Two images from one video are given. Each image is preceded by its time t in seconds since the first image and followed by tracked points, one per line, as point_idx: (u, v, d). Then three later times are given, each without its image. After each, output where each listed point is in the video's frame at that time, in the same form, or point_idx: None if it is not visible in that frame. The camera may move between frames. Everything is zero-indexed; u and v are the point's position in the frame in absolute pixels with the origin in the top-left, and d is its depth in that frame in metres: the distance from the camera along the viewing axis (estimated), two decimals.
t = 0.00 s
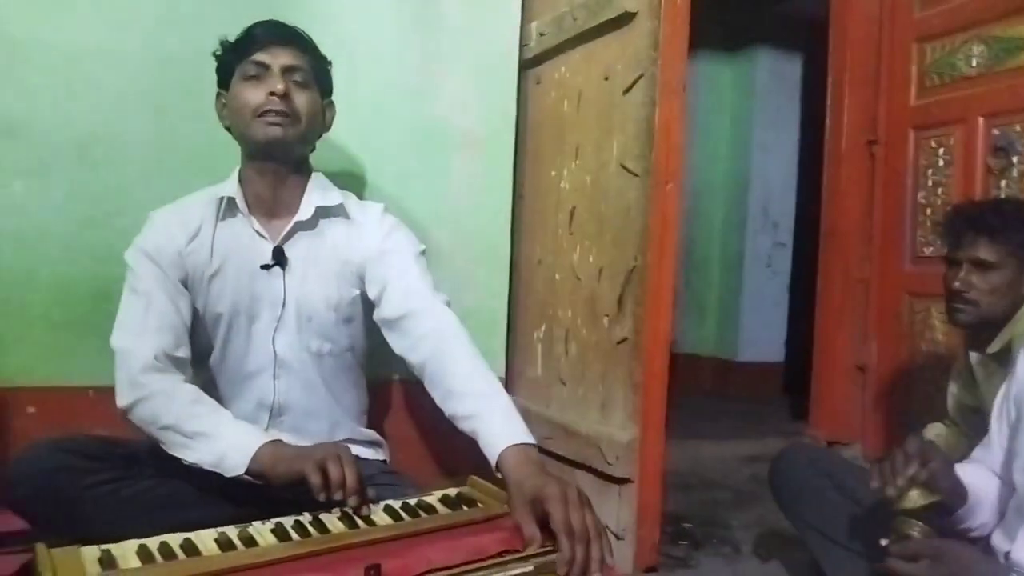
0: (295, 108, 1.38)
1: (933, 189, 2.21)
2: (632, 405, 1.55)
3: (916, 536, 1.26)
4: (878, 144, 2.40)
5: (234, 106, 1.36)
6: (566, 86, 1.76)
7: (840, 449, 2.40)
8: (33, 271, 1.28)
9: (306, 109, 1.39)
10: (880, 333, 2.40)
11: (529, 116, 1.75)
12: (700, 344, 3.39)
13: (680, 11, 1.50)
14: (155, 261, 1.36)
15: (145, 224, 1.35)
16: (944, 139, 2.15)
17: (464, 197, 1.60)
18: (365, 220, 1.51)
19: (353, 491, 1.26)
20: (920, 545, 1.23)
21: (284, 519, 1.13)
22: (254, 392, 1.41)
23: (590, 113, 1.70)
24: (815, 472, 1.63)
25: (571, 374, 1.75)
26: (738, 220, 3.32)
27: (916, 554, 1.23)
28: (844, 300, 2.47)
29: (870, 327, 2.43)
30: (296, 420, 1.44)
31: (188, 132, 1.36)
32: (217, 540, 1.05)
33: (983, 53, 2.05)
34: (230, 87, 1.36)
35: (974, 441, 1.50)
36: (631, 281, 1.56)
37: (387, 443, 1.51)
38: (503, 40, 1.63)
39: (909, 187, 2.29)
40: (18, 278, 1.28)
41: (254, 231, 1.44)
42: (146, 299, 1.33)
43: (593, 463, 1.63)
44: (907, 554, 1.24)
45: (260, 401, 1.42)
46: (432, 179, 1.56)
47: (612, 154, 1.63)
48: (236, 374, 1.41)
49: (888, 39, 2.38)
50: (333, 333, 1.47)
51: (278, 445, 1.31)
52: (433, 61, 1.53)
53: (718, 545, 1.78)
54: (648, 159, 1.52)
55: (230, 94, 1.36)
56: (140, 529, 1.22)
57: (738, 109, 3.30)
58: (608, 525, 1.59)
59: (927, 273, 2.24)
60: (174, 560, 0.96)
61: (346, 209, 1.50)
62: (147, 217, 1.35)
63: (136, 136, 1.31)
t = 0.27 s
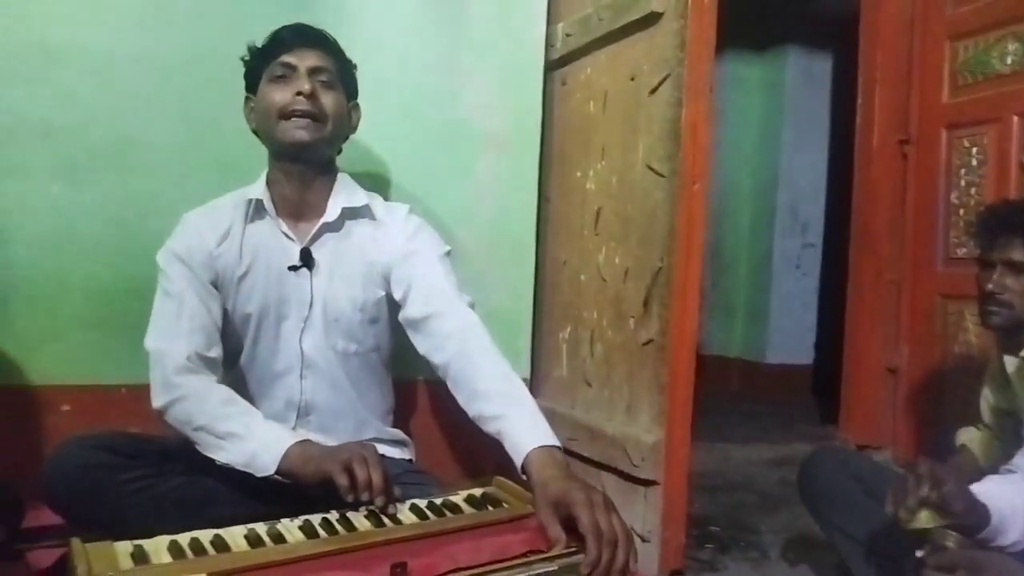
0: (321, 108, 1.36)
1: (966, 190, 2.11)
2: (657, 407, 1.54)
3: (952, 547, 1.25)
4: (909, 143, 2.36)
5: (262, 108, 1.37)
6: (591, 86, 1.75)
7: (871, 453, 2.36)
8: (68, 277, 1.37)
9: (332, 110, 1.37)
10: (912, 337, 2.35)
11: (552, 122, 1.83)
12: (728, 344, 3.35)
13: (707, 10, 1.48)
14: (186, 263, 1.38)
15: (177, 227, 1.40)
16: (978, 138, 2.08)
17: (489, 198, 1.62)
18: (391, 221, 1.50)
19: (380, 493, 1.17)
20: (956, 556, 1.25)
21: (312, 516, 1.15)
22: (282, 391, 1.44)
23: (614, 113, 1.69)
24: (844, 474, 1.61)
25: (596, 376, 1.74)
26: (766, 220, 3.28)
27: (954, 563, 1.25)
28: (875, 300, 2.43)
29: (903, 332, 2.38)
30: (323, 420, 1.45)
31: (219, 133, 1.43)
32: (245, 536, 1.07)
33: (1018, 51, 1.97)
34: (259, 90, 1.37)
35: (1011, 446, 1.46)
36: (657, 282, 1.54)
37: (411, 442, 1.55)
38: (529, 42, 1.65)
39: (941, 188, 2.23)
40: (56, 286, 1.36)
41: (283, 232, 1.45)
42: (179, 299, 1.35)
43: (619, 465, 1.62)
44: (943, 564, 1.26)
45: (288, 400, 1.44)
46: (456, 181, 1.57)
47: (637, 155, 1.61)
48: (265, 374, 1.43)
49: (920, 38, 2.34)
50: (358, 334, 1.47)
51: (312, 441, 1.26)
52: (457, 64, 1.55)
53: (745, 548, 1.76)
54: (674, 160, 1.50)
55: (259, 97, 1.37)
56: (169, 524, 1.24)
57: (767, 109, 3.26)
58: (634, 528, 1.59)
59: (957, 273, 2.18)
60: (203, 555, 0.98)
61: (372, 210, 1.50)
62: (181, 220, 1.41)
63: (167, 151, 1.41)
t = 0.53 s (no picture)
0: (344, 110, 1.44)
1: (993, 188, 2.12)
2: (677, 408, 1.53)
3: (977, 544, 1.48)
4: (934, 142, 2.33)
5: (285, 110, 1.41)
6: (611, 85, 1.75)
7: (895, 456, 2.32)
8: (97, 275, 1.34)
9: (354, 111, 1.44)
10: (936, 340, 2.34)
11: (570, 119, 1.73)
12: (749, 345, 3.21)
13: (729, 10, 1.48)
14: (210, 262, 1.41)
15: (200, 224, 1.39)
16: (1003, 137, 2.08)
17: (511, 198, 1.61)
18: (410, 222, 1.53)
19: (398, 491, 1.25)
20: (979, 553, 1.46)
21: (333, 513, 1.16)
22: (303, 390, 1.47)
23: (634, 114, 1.69)
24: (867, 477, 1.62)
25: (616, 376, 1.73)
26: (787, 217, 3.29)
27: (978, 561, 1.46)
28: (898, 306, 2.41)
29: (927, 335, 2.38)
30: (343, 419, 1.48)
31: (241, 140, 1.41)
32: (267, 533, 1.08)
33: None
34: (280, 90, 1.41)
35: None
36: (677, 282, 1.54)
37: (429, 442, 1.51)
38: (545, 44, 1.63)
39: (966, 188, 2.22)
40: (83, 283, 1.34)
41: (303, 233, 1.51)
42: (202, 297, 1.39)
43: (638, 466, 1.61)
44: (967, 561, 1.46)
45: (308, 399, 1.46)
46: (477, 183, 1.56)
47: (657, 156, 1.60)
48: (285, 373, 1.46)
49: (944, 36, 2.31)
50: (378, 334, 1.51)
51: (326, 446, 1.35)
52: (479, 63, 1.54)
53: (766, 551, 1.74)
54: (695, 159, 1.50)
55: (281, 98, 1.41)
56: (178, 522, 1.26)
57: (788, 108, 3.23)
58: (654, 530, 1.57)
59: (985, 274, 2.14)
60: (227, 553, 0.99)
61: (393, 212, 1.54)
62: (203, 218, 1.40)
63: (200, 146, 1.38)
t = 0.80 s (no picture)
0: (363, 114, 1.46)
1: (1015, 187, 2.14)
2: (695, 409, 1.52)
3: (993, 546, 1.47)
4: (957, 142, 2.29)
5: (305, 111, 1.43)
6: (628, 86, 1.74)
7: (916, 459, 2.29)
8: (114, 273, 1.38)
9: (373, 114, 1.46)
10: (959, 342, 2.28)
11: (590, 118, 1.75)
12: (766, 348, 3.26)
13: (748, 10, 1.45)
14: (231, 261, 1.43)
15: (221, 227, 1.42)
16: None
17: (527, 198, 1.62)
18: (429, 222, 1.54)
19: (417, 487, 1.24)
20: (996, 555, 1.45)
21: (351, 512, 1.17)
22: (322, 390, 1.48)
23: (652, 115, 1.68)
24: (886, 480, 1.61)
25: (633, 378, 1.72)
26: (807, 220, 3.21)
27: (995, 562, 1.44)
28: (919, 307, 2.35)
29: (950, 336, 2.31)
30: (361, 418, 1.49)
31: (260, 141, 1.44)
32: (285, 531, 1.09)
33: None
34: (303, 93, 1.43)
35: None
36: (695, 283, 1.53)
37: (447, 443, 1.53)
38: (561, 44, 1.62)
39: (989, 188, 2.20)
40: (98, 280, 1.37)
41: (323, 233, 1.52)
42: (222, 295, 1.42)
43: (656, 468, 1.59)
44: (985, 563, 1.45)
45: (327, 399, 1.48)
46: (493, 185, 1.57)
47: (675, 157, 1.60)
48: (305, 373, 1.48)
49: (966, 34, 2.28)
50: (396, 334, 1.52)
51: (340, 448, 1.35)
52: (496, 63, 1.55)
53: (784, 554, 1.72)
54: (713, 160, 1.48)
55: (302, 100, 1.43)
56: (211, 518, 1.32)
57: (807, 108, 3.21)
58: (672, 532, 1.57)
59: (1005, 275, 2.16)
60: (247, 550, 1.00)
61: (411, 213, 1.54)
62: (225, 220, 1.43)
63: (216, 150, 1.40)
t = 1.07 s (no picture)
0: (380, 111, 1.44)
1: None
2: (711, 411, 1.49)
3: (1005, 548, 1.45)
4: (977, 143, 2.26)
5: (324, 112, 1.46)
6: (645, 87, 1.70)
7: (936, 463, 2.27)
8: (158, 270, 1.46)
9: (390, 112, 1.45)
10: (980, 345, 2.25)
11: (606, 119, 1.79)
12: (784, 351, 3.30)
13: (766, 7, 1.42)
14: (247, 260, 1.45)
15: (241, 226, 1.49)
16: None
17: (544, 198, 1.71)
18: (445, 222, 1.54)
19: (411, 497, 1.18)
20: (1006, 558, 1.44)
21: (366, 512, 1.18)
22: (338, 389, 1.49)
23: (665, 114, 1.64)
24: (904, 483, 1.60)
25: (648, 380, 1.69)
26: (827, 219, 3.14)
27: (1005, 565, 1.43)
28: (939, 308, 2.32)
29: (970, 339, 2.27)
30: (377, 418, 1.50)
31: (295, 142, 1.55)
32: (302, 530, 1.10)
33: None
34: (320, 94, 1.46)
35: None
36: (710, 284, 1.49)
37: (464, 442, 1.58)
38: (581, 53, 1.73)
39: (1010, 188, 2.17)
40: (147, 278, 1.46)
41: (339, 233, 1.52)
42: (238, 293, 1.41)
43: (670, 469, 1.58)
44: (996, 564, 1.44)
45: (344, 398, 1.49)
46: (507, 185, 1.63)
47: (691, 158, 1.55)
48: (321, 371, 1.49)
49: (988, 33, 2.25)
50: (411, 335, 1.51)
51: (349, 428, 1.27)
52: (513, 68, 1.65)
53: (801, 557, 1.71)
54: (729, 161, 1.44)
55: (321, 101, 1.46)
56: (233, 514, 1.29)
57: (825, 109, 3.17)
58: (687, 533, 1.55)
59: None
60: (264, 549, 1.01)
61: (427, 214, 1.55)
62: (244, 220, 1.50)
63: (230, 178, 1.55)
